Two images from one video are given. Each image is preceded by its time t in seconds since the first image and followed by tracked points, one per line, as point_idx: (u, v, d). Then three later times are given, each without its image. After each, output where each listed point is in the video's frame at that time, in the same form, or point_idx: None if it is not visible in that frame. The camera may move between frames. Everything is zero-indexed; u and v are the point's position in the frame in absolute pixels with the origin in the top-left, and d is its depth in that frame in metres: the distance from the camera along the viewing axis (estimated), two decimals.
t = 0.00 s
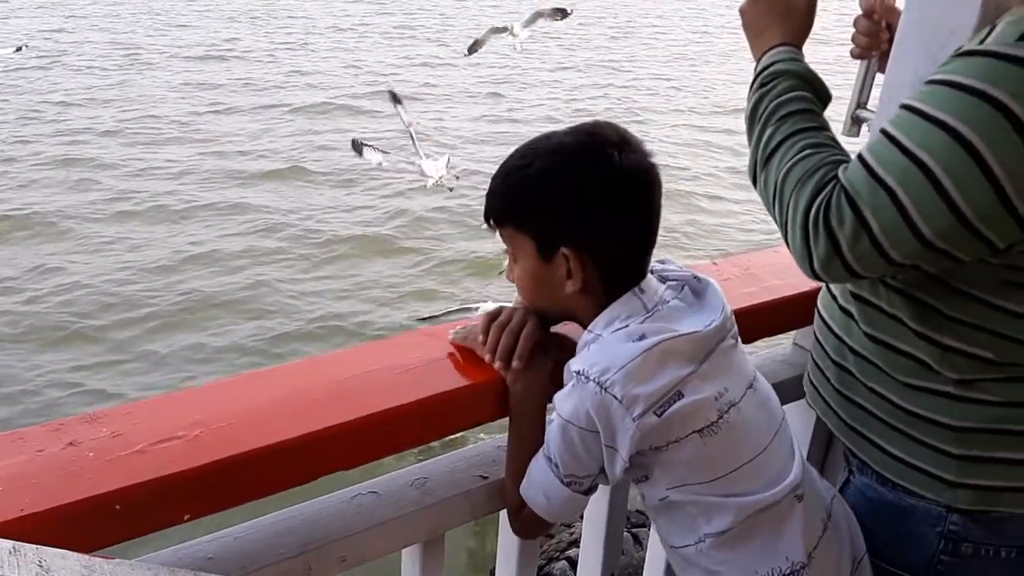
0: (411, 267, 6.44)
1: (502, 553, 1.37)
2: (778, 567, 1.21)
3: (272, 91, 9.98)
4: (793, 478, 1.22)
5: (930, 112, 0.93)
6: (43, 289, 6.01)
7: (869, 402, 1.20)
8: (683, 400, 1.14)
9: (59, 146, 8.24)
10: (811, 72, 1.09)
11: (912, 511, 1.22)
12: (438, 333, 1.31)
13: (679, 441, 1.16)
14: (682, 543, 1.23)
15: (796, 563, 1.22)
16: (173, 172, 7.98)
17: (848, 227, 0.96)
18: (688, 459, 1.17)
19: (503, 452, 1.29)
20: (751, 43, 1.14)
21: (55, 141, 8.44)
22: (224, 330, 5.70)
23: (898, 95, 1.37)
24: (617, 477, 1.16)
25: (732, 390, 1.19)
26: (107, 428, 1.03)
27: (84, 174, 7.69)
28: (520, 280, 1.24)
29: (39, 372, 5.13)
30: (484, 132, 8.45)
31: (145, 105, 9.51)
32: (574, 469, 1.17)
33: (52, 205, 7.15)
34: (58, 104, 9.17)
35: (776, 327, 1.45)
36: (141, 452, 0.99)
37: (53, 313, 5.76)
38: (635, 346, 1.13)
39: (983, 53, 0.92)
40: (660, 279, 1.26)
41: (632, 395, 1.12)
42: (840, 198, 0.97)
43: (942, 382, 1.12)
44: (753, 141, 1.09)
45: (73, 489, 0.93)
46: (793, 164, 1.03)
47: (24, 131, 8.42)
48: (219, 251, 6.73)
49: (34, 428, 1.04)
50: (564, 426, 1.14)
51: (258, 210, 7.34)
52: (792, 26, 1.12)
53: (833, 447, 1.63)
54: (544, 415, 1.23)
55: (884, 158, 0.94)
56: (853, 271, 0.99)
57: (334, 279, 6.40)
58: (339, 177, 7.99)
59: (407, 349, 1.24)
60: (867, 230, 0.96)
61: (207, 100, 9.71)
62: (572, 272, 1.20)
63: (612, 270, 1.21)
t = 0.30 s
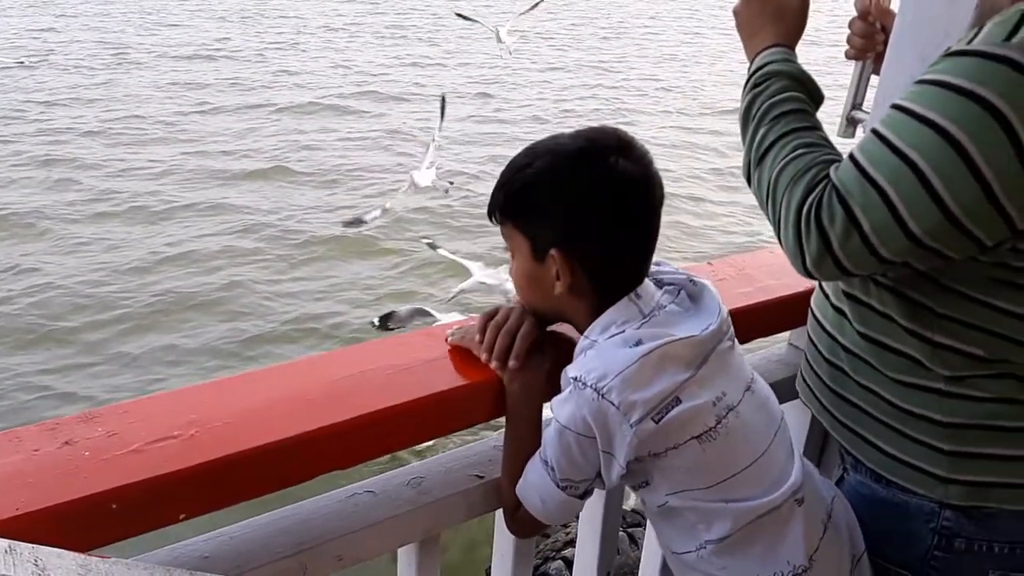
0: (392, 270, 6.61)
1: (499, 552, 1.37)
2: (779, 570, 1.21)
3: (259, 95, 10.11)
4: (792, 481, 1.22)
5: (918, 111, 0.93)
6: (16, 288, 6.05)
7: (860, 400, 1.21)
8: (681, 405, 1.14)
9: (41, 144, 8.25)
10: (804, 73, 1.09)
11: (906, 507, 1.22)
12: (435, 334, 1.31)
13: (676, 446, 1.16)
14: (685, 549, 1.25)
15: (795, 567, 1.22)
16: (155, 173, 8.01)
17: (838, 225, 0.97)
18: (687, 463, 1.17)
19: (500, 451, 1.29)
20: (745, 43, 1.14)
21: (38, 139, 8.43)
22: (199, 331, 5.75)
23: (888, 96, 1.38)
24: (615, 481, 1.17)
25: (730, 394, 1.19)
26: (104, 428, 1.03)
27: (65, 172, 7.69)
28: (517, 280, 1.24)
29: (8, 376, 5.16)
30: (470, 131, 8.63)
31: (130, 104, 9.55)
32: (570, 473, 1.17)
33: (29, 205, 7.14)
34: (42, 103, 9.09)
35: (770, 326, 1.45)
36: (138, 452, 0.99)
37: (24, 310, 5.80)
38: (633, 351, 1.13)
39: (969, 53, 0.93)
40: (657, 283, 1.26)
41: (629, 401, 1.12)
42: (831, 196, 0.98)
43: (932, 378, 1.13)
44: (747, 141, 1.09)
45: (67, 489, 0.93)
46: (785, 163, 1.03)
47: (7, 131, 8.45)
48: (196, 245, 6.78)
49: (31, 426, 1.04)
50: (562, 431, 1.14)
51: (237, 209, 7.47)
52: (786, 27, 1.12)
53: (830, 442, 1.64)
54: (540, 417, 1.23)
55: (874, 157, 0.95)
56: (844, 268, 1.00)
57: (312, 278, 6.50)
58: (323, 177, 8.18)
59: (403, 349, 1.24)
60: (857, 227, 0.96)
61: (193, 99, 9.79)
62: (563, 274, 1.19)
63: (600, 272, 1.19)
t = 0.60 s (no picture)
0: (375, 270, 6.76)
1: (497, 550, 1.37)
2: (780, 569, 1.22)
3: (250, 93, 10.22)
4: (792, 480, 1.23)
5: (910, 109, 0.93)
6: None
7: (857, 398, 1.21)
8: (679, 408, 1.15)
9: (28, 142, 8.35)
10: (800, 73, 1.09)
11: (903, 504, 1.23)
12: (432, 333, 1.31)
13: (675, 447, 1.16)
14: (685, 548, 1.25)
15: (796, 565, 1.22)
16: (141, 172, 8.05)
17: (834, 222, 0.97)
18: (685, 465, 1.17)
19: (497, 450, 1.29)
20: (742, 43, 1.14)
21: (24, 139, 8.46)
22: (174, 331, 5.83)
23: (881, 97, 1.38)
24: (612, 484, 1.16)
25: (728, 395, 1.19)
26: (101, 427, 1.03)
27: (49, 172, 7.81)
28: (515, 278, 1.23)
29: None
30: (460, 130, 9.12)
31: (119, 102, 9.64)
32: (565, 475, 1.17)
33: (11, 203, 7.24)
34: (29, 102, 9.12)
35: (768, 325, 1.46)
36: (135, 450, 0.99)
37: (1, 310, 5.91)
38: (630, 354, 1.13)
39: (959, 51, 0.93)
40: (654, 285, 1.26)
41: (626, 405, 1.12)
42: (827, 195, 0.98)
43: (928, 375, 1.13)
44: (744, 141, 1.09)
45: (62, 488, 0.93)
46: (782, 162, 1.04)
47: None
48: (177, 245, 6.87)
49: (29, 425, 1.04)
50: (558, 434, 1.14)
51: (223, 205, 7.53)
52: (783, 28, 1.12)
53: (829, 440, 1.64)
54: (538, 418, 1.23)
55: (868, 153, 0.95)
56: (840, 265, 1.00)
57: (292, 279, 6.57)
58: (311, 176, 8.17)
59: (399, 348, 1.24)
60: (852, 225, 0.96)
61: (184, 95, 9.88)
62: (559, 278, 1.18)
63: (595, 275, 1.18)
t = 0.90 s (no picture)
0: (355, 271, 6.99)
1: (496, 550, 1.37)
2: (778, 568, 1.22)
3: (240, 94, 10.28)
4: (789, 479, 1.23)
5: (908, 108, 0.93)
6: None
7: (857, 396, 1.21)
8: (676, 409, 1.15)
9: (13, 142, 8.37)
10: (798, 73, 1.09)
11: (904, 501, 1.23)
12: (432, 332, 1.31)
13: (672, 447, 1.16)
14: (685, 547, 1.25)
15: (793, 565, 1.23)
16: (126, 173, 8.18)
17: (833, 220, 0.98)
18: (683, 465, 1.18)
19: (496, 449, 1.29)
20: (741, 43, 1.15)
21: (9, 139, 8.44)
22: (151, 332, 5.92)
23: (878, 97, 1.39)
24: (610, 485, 1.17)
25: (726, 394, 1.19)
26: (102, 425, 1.03)
27: (33, 172, 7.80)
28: (516, 276, 1.24)
29: None
30: (449, 130, 9.17)
31: (107, 101, 9.66)
32: (562, 476, 1.17)
33: None
34: (17, 102, 9.03)
35: (766, 325, 1.46)
36: (136, 448, 0.99)
37: None
38: (627, 355, 1.13)
39: (954, 49, 0.93)
40: (651, 285, 1.26)
41: (622, 408, 1.12)
42: (825, 193, 0.98)
43: (927, 372, 1.13)
44: (744, 140, 1.09)
45: (61, 487, 0.93)
46: (780, 161, 1.04)
47: None
48: (158, 244, 6.94)
49: (30, 423, 1.05)
50: (555, 436, 1.15)
51: (208, 207, 7.60)
52: (781, 29, 1.12)
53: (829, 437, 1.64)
54: (537, 417, 1.23)
55: (866, 152, 0.95)
56: (840, 262, 1.00)
57: (271, 279, 6.64)
58: (296, 177, 8.32)
59: (399, 347, 1.24)
60: (851, 223, 0.97)
61: (174, 95, 9.93)
62: (559, 277, 1.19)
63: (593, 276, 1.18)
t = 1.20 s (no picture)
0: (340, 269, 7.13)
1: (496, 550, 1.37)
2: (775, 568, 1.22)
3: (232, 94, 10.32)
4: (786, 480, 1.23)
5: (907, 107, 0.93)
6: None
7: (859, 396, 1.21)
8: (673, 409, 1.15)
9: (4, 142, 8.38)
10: (797, 73, 1.09)
11: (904, 499, 1.23)
12: (433, 332, 1.31)
13: (669, 448, 1.16)
14: (683, 547, 1.25)
15: (791, 565, 1.23)
16: (114, 173, 8.18)
17: (833, 219, 0.98)
18: (679, 466, 1.18)
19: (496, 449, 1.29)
20: (741, 43, 1.15)
21: None
22: (133, 332, 5.98)
23: (876, 96, 1.39)
24: (609, 485, 1.17)
25: (723, 395, 1.19)
26: (103, 425, 1.04)
27: (23, 173, 7.82)
28: (515, 276, 1.24)
29: None
30: (441, 130, 9.36)
31: (99, 100, 9.68)
32: (560, 476, 1.17)
33: None
34: (9, 102, 9.05)
35: (766, 324, 1.46)
36: (137, 448, 0.99)
37: None
38: (624, 355, 1.13)
39: (952, 48, 0.93)
40: (650, 284, 1.25)
41: (620, 408, 1.12)
42: (826, 191, 0.98)
43: (928, 370, 1.13)
44: (743, 139, 1.09)
45: (62, 487, 0.93)
46: (780, 161, 1.04)
47: None
48: (144, 245, 7.07)
49: (30, 423, 1.05)
50: (552, 436, 1.15)
51: (193, 208, 7.67)
52: (781, 28, 1.13)
53: (828, 437, 1.64)
54: (536, 417, 1.23)
55: (866, 151, 0.95)
56: (840, 260, 1.00)
57: (256, 280, 6.78)
58: (286, 177, 8.30)
59: (399, 347, 1.24)
60: (852, 221, 0.97)
61: (167, 95, 9.96)
62: (558, 275, 1.19)
63: (592, 274, 1.18)
